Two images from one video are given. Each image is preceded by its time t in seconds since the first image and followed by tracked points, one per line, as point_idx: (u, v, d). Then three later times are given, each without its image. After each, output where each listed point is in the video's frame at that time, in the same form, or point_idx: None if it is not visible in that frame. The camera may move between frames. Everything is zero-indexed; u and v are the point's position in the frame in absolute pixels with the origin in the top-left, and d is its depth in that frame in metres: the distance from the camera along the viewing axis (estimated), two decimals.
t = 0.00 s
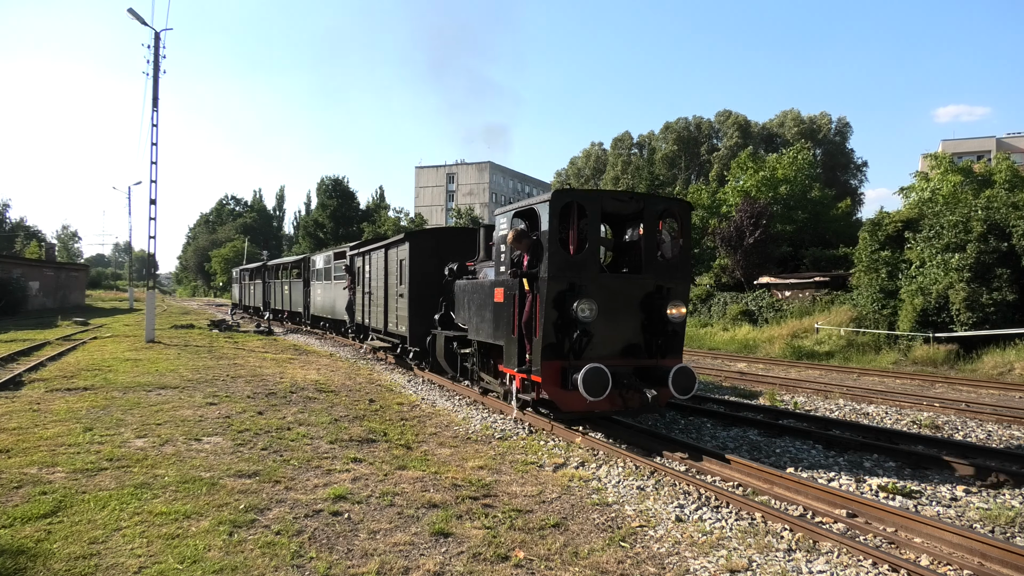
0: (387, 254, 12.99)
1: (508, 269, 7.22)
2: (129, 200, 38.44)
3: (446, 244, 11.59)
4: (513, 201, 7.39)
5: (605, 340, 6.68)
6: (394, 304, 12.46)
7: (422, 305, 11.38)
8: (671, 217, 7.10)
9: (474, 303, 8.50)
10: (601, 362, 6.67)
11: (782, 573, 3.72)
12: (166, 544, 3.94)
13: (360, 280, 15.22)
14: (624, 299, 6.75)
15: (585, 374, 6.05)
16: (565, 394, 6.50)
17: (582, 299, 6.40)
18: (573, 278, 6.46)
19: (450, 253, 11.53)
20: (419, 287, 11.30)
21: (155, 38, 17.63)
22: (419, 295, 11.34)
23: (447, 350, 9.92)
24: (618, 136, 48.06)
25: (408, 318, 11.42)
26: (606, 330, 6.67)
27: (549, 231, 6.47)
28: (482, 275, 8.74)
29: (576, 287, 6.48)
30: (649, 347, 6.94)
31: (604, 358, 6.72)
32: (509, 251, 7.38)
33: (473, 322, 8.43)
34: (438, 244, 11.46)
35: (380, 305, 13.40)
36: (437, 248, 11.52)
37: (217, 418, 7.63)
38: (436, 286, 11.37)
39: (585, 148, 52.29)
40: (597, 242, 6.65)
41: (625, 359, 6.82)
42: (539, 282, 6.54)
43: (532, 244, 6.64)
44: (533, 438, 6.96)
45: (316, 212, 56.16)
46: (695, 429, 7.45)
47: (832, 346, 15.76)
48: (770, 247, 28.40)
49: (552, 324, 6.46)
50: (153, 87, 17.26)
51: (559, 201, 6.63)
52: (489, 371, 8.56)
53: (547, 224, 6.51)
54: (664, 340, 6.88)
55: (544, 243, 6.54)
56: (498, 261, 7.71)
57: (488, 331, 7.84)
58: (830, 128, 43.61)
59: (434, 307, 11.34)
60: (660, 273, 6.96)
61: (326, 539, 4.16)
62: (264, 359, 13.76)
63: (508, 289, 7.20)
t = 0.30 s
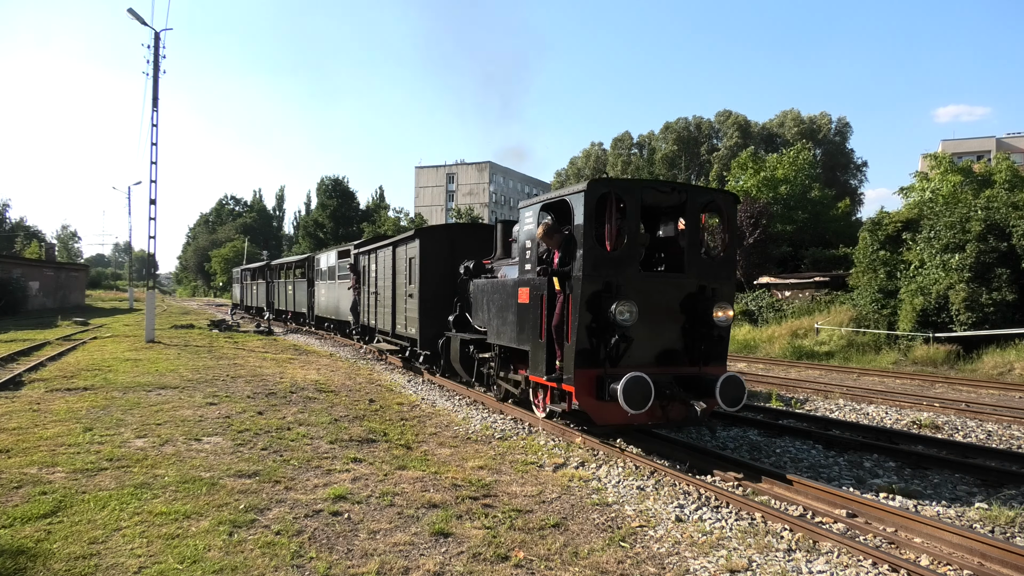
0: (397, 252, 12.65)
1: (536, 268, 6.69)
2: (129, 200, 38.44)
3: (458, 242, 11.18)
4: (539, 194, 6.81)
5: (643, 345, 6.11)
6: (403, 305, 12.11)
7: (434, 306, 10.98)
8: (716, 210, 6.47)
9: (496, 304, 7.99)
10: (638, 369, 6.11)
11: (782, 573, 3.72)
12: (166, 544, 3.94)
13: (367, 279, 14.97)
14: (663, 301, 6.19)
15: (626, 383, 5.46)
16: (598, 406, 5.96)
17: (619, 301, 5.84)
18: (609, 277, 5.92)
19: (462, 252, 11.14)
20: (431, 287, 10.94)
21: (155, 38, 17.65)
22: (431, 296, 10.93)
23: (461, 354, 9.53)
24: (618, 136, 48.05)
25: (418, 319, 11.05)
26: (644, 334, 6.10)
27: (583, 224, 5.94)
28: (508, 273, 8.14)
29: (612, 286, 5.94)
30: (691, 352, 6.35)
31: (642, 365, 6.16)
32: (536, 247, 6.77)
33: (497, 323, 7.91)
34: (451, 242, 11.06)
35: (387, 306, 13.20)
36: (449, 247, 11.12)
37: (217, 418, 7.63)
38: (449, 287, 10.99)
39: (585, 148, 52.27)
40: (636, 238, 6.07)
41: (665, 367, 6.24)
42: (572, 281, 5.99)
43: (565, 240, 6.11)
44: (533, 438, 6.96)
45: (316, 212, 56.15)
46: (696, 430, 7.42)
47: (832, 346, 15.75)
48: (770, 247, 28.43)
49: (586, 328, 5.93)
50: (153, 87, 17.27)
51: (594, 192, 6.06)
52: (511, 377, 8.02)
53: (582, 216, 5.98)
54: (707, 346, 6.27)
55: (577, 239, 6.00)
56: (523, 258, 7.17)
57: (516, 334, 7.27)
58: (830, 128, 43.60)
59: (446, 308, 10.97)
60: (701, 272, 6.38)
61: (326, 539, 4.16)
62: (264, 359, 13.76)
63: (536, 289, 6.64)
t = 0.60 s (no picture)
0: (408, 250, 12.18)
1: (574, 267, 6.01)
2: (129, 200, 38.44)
3: (474, 238, 10.73)
4: (576, 183, 6.18)
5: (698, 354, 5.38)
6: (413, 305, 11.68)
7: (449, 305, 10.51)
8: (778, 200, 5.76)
9: (523, 305, 7.33)
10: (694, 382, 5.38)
11: (783, 573, 3.72)
12: (166, 544, 3.94)
13: (374, 278, 14.65)
14: (720, 302, 5.47)
15: (686, 400, 4.78)
16: (649, 422, 5.27)
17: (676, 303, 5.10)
18: (662, 275, 5.21)
19: (478, 248, 10.70)
20: (445, 286, 10.46)
21: (155, 38, 17.65)
22: (445, 295, 10.44)
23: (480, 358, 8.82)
24: (618, 136, 48.03)
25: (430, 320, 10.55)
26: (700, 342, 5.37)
27: (634, 215, 5.22)
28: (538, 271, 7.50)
29: (666, 286, 5.21)
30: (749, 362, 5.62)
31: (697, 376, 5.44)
32: (573, 241, 6.13)
33: (525, 327, 7.23)
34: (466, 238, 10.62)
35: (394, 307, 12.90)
36: (464, 244, 10.67)
37: (217, 418, 7.63)
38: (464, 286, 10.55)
39: (585, 148, 52.27)
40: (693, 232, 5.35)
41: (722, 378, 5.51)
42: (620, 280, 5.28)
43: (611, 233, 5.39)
44: (533, 438, 6.96)
45: (316, 212, 56.16)
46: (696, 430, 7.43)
47: (832, 346, 15.75)
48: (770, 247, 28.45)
49: (636, 333, 5.17)
50: (153, 87, 17.28)
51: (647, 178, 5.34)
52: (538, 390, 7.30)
53: (631, 207, 5.26)
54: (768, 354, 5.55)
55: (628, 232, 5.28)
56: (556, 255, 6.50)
57: (547, 339, 6.60)
58: (830, 128, 43.62)
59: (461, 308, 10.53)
60: (762, 269, 5.66)
61: (326, 539, 4.16)
62: (264, 359, 13.77)
63: (573, 289, 5.96)
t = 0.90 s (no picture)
0: (418, 249, 11.81)
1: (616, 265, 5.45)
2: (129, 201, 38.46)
3: (489, 235, 10.36)
4: (620, 172, 5.61)
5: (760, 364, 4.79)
6: (424, 305, 11.33)
7: (465, 305, 10.13)
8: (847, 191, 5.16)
9: (552, 307, 6.81)
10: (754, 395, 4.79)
11: (783, 573, 3.72)
12: (166, 544, 3.94)
13: (381, 278, 14.38)
14: (785, 306, 4.87)
15: (754, 419, 4.22)
16: (707, 440, 4.68)
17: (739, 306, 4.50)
18: (720, 274, 4.62)
19: (493, 245, 10.35)
20: (461, 286, 10.08)
21: (155, 39, 17.65)
22: (460, 295, 10.07)
23: (503, 365, 8.20)
24: (618, 136, 48.04)
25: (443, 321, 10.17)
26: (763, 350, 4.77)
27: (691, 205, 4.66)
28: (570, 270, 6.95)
29: (726, 287, 4.62)
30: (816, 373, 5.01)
31: (758, 390, 4.84)
32: (616, 237, 5.55)
33: (557, 330, 6.67)
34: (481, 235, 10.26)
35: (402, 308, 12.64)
36: (479, 241, 10.30)
37: (217, 418, 7.63)
38: (480, 285, 10.20)
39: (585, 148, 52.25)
40: (756, 225, 4.75)
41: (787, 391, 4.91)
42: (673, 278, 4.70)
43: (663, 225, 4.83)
44: (533, 438, 6.96)
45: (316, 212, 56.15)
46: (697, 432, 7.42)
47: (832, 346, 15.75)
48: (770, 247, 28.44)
49: (692, 340, 4.58)
50: (153, 87, 17.28)
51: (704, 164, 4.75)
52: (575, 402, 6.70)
53: (688, 196, 4.70)
54: (838, 364, 4.93)
55: (683, 225, 4.70)
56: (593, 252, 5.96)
57: (583, 344, 6.03)
58: (830, 128, 43.60)
59: (477, 308, 10.19)
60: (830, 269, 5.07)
61: (326, 539, 4.16)
62: (264, 359, 13.77)
63: (615, 289, 5.39)
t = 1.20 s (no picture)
0: (433, 246, 10.94)
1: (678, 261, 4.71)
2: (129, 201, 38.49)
3: (512, 232, 9.50)
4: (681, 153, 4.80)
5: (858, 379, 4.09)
6: (438, 307, 10.52)
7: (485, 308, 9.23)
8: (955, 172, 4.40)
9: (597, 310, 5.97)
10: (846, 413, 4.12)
11: (783, 573, 3.72)
12: (166, 544, 3.94)
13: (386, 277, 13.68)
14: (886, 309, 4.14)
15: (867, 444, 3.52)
16: (799, 466, 3.96)
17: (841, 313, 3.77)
18: (816, 274, 3.88)
19: (517, 244, 9.48)
20: (482, 287, 9.20)
21: (155, 38, 17.65)
22: (481, 296, 9.18)
23: (532, 373, 7.47)
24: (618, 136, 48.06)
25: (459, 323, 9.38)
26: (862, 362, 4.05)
27: (781, 188, 3.90)
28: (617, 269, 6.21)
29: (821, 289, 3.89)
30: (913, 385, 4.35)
31: (846, 406, 4.18)
32: (678, 227, 4.76)
33: (602, 336, 5.87)
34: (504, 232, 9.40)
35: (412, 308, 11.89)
36: (502, 238, 9.43)
37: (216, 418, 7.63)
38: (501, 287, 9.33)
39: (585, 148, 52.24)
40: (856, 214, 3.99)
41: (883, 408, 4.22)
42: (756, 276, 3.97)
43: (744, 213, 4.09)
44: (533, 438, 6.96)
45: (315, 212, 56.16)
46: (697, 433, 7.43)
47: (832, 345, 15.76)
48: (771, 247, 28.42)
49: (781, 351, 3.87)
50: (153, 87, 17.28)
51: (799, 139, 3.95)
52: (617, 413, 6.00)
53: (774, 177, 3.95)
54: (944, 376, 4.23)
55: (770, 215, 3.94)
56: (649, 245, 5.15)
57: (636, 352, 5.26)
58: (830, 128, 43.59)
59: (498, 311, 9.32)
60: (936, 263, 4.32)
61: (326, 539, 4.16)
62: (264, 359, 13.78)
63: (678, 289, 4.64)
